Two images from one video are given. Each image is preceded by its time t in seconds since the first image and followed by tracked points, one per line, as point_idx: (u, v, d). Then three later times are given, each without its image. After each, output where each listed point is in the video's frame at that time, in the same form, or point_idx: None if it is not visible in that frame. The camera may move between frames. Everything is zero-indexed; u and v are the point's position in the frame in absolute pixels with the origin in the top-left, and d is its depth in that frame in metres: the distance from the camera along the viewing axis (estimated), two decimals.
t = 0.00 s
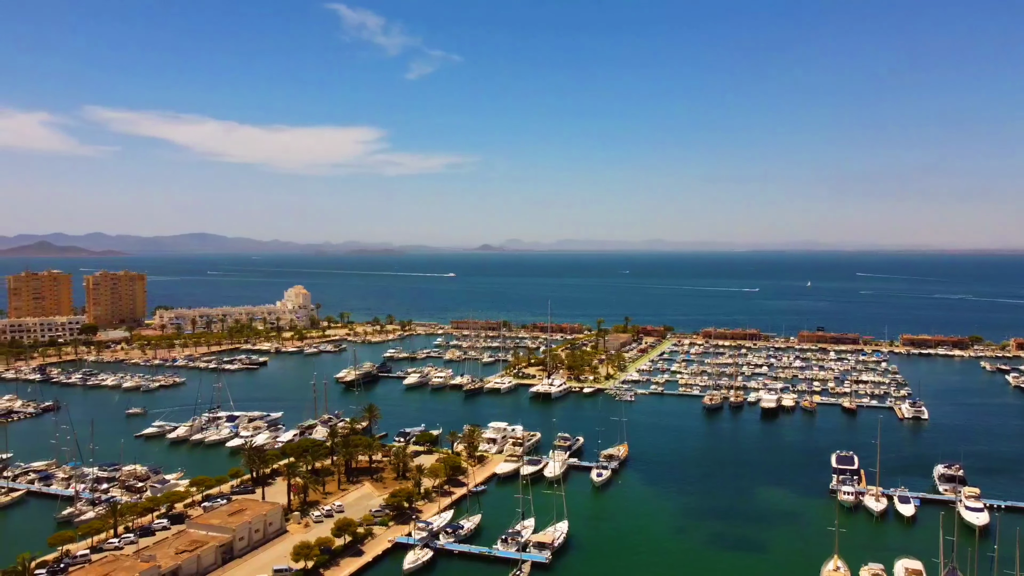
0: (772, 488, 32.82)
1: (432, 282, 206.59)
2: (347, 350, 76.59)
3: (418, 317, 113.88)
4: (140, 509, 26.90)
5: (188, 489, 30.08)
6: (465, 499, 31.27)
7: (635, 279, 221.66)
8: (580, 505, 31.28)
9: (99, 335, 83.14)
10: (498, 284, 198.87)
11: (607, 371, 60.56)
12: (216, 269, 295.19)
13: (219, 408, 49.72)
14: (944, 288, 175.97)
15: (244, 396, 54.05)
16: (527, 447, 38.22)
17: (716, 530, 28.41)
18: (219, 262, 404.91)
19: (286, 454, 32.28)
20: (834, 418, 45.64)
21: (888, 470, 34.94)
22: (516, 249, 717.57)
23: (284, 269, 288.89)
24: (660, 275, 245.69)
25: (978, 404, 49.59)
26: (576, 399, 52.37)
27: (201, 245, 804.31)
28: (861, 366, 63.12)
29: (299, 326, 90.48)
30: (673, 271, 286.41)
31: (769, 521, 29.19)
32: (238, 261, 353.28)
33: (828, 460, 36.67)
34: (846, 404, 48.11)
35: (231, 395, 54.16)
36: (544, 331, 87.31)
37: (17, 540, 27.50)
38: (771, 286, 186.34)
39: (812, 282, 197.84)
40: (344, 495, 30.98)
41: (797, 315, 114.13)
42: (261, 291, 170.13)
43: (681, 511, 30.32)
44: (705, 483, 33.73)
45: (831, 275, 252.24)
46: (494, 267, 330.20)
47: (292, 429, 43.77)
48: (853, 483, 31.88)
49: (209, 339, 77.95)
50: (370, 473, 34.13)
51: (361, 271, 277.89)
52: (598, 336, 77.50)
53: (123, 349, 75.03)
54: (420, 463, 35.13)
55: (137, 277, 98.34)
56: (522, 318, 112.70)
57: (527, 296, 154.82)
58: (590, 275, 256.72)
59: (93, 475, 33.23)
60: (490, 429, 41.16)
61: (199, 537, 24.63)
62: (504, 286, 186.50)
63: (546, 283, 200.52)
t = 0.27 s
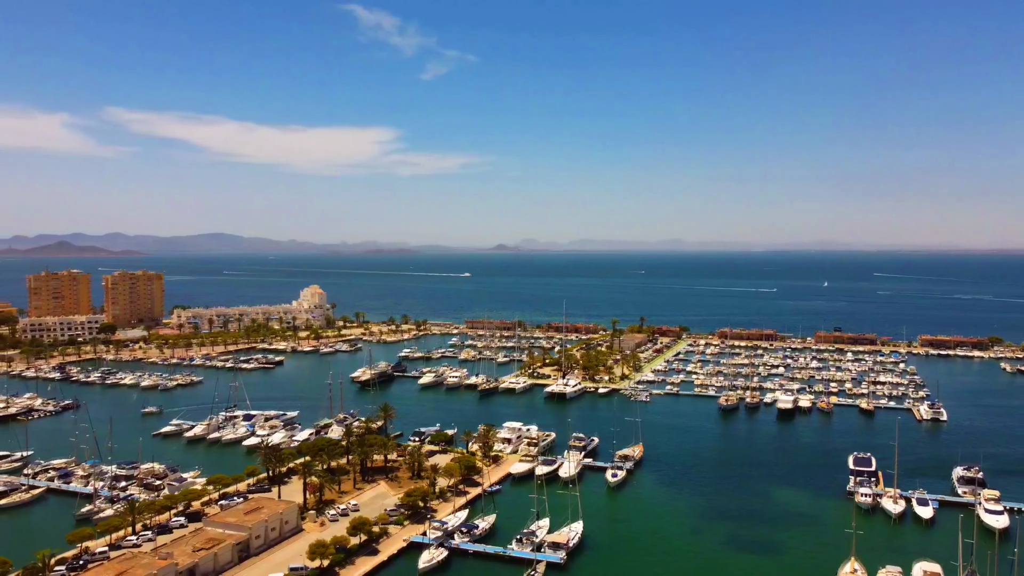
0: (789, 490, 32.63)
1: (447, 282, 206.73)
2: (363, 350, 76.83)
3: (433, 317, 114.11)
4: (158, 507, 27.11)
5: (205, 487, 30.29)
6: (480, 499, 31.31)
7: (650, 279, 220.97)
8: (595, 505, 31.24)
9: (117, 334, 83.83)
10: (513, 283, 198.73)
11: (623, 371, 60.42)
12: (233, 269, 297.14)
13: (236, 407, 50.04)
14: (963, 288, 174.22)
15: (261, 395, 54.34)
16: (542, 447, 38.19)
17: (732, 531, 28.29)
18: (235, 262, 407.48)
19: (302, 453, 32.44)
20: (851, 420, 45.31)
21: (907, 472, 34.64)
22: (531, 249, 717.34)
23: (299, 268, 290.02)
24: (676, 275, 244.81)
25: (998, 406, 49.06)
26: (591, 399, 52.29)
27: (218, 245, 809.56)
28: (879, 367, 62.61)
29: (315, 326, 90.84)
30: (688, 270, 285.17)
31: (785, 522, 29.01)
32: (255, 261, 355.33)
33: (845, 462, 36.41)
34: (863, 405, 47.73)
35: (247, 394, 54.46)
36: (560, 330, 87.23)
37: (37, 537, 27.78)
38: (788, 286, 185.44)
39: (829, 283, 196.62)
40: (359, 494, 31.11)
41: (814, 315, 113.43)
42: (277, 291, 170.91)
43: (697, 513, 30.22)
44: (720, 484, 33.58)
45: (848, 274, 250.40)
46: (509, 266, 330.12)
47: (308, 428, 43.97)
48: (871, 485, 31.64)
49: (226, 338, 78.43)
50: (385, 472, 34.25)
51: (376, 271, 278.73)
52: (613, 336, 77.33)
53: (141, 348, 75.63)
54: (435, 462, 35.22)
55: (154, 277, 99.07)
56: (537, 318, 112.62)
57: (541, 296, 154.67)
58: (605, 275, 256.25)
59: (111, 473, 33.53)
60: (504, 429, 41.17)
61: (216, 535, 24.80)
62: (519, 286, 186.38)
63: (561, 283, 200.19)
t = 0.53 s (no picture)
0: (806, 491, 32.42)
1: (462, 282, 206.96)
2: (378, 350, 77.08)
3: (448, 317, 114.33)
4: (175, 506, 27.30)
5: (222, 486, 30.47)
6: (495, 499, 31.32)
7: (666, 279, 220.34)
8: (610, 506, 31.18)
9: (136, 334, 84.56)
10: (528, 284, 198.75)
11: (638, 372, 60.27)
12: (250, 269, 299.12)
13: (253, 406, 50.36)
14: (983, 289, 172.56)
15: (277, 395, 54.64)
16: (556, 448, 38.15)
17: (747, 533, 28.13)
18: (252, 262, 410.33)
19: (318, 453, 32.59)
20: (868, 421, 44.96)
21: (925, 474, 34.34)
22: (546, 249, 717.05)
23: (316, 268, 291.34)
24: (691, 275, 244.03)
25: (1018, 408, 48.55)
26: (606, 399, 52.19)
27: (235, 246, 814.49)
28: (897, 368, 62.10)
29: (331, 326, 91.22)
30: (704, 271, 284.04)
31: (802, 524, 28.82)
32: (271, 261, 357.39)
33: (862, 463, 36.12)
34: (881, 407, 47.36)
35: (264, 394, 54.77)
36: (575, 331, 87.13)
37: (57, 534, 28.07)
38: (805, 286, 184.33)
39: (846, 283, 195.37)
40: (375, 493, 31.22)
41: (831, 316, 112.66)
42: (293, 291, 171.82)
43: (713, 514, 30.08)
44: (736, 485, 33.42)
45: (866, 274, 248.60)
46: (524, 266, 330.07)
47: (324, 427, 44.16)
48: (889, 487, 31.38)
49: (243, 338, 78.91)
50: (401, 471, 34.34)
51: (392, 270, 279.54)
52: (629, 336, 77.15)
53: (159, 348, 76.27)
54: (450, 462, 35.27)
55: (172, 277, 99.79)
56: (552, 318, 112.56)
57: (557, 296, 154.55)
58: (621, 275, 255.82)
59: (129, 472, 33.83)
60: (519, 429, 41.16)
61: (233, 534, 24.97)
62: (534, 286, 186.40)
63: (576, 283, 199.95)
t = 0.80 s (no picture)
0: (823, 493, 32.20)
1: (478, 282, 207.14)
2: (393, 349, 77.29)
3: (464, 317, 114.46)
4: (193, 504, 27.50)
5: (239, 485, 30.65)
6: (510, 499, 31.31)
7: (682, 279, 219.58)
8: (626, 507, 31.09)
9: (154, 333, 85.29)
10: (544, 284, 198.62)
11: (653, 372, 60.06)
12: (266, 269, 300.93)
13: (269, 405, 50.64)
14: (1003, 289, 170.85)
15: (293, 394, 54.89)
16: (572, 448, 38.11)
17: (764, 535, 27.96)
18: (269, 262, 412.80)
19: (334, 452, 32.71)
20: (886, 423, 44.58)
21: (944, 477, 33.99)
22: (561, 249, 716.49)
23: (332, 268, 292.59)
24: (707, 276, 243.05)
25: None
26: (622, 400, 52.07)
27: (252, 246, 819.80)
28: (916, 369, 61.54)
29: (347, 326, 91.60)
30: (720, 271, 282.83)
31: (819, 527, 28.61)
32: (288, 261, 359.27)
33: (880, 466, 35.81)
34: (900, 408, 46.94)
35: (280, 393, 55.06)
36: (590, 331, 86.99)
37: (76, 532, 28.34)
38: (822, 287, 183.15)
39: (864, 283, 194.02)
40: (391, 493, 31.31)
41: (849, 316, 111.83)
42: (310, 291, 172.67)
43: (729, 515, 29.92)
44: (753, 487, 33.24)
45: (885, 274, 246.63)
46: (540, 266, 329.94)
47: (339, 427, 44.33)
48: (908, 490, 31.09)
49: (259, 337, 79.39)
50: (416, 471, 34.42)
51: (408, 270, 280.29)
52: (644, 337, 76.92)
53: (177, 347, 76.86)
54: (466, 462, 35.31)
55: (190, 277, 100.51)
56: (567, 318, 112.43)
57: (572, 296, 154.38)
58: (636, 275, 255.32)
59: (148, 470, 34.11)
60: (535, 429, 41.13)
61: (249, 532, 25.13)
62: (550, 286, 186.29)
63: (591, 283, 199.63)
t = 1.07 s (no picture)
0: (840, 496, 31.94)
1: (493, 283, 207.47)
2: (409, 349, 77.48)
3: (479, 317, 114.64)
4: (210, 502, 27.68)
5: (256, 484, 30.81)
6: (525, 500, 31.28)
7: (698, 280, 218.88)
8: (641, 508, 30.99)
9: (172, 333, 85.96)
10: (559, 284, 198.45)
11: (669, 373, 59.82)
12: (283, 269, 302.60)
13: (285, 404, 50.91)
14: None
15: (309, 394, 55.12)
16: (587, 449, 38.03)
17: (780, 538, 27.75)
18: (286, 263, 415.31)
19: (348, 452, 32.79)
20: (904, 425, 44.17)
21: (963, 480, 33.64)
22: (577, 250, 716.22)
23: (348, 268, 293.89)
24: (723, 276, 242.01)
25: None
26: (637, 401, 51.92)
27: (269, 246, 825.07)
28: (935, 371, 60.92)
29: (363, 326, 91.86)
30: (737, 271, 281.59)
31: (837, 530, 28.36)
32: (304, 261, 361.04)
33: (899, 468, 35.47)
34: (919, 410, 46.47)
35: (296, 393, 55.33)
36: (606, 332, 86.83)
37: (95, 529, 28.61)
38: (840, 288, 181.92)
39: (882, 284, 192.42)
40: (406, 492, 31.39)
41: (867, 317, 110.99)
42: (326, 291, 173.60)
43: (745, 517, 29.74)
44: (769, 488, 33.05)
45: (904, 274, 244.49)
46: (555, 267, 329.81)
47: (355, 426, 44.49)
48: (927, 493, 30.76)
49: (276, 337, 79.81)
50: (431, 471, 34.48)
51: (423, 271, 281.05)
52: (660, 338, 76.71)
53: (195, 346, 77.47)
54: (480, 462, 35.32)
55: (208, 277, 101.15)
56: (583, 318, 112.31)
57: (588, 297, 154.23)
58: (652, 275, 254.63)
59: (165, 469, 34.39)
60: (550, 430, 41.08)
61: (266, 531, 25.26)
62: (565, 287, 186.27)
63: (607, 284, 199.27)
